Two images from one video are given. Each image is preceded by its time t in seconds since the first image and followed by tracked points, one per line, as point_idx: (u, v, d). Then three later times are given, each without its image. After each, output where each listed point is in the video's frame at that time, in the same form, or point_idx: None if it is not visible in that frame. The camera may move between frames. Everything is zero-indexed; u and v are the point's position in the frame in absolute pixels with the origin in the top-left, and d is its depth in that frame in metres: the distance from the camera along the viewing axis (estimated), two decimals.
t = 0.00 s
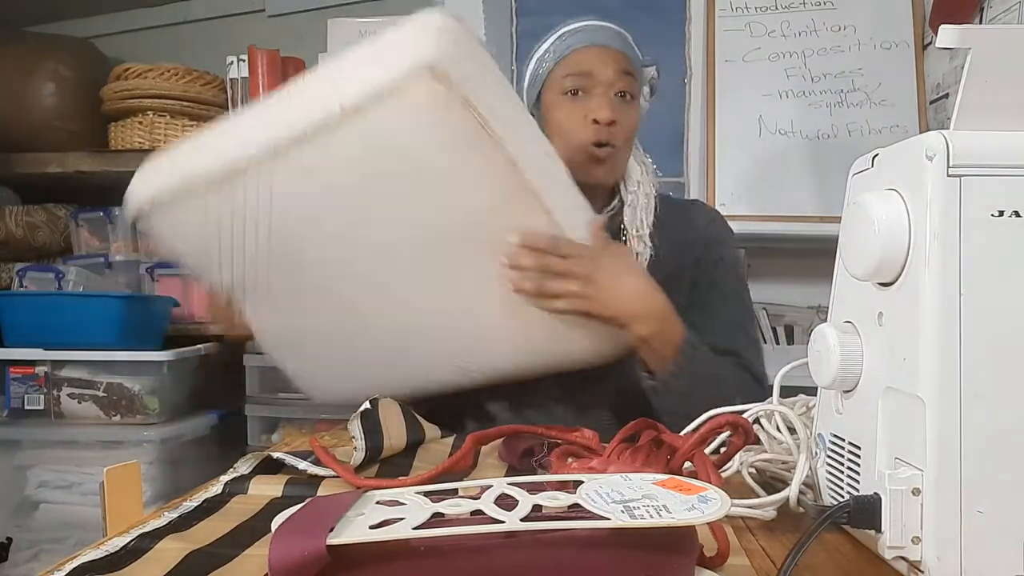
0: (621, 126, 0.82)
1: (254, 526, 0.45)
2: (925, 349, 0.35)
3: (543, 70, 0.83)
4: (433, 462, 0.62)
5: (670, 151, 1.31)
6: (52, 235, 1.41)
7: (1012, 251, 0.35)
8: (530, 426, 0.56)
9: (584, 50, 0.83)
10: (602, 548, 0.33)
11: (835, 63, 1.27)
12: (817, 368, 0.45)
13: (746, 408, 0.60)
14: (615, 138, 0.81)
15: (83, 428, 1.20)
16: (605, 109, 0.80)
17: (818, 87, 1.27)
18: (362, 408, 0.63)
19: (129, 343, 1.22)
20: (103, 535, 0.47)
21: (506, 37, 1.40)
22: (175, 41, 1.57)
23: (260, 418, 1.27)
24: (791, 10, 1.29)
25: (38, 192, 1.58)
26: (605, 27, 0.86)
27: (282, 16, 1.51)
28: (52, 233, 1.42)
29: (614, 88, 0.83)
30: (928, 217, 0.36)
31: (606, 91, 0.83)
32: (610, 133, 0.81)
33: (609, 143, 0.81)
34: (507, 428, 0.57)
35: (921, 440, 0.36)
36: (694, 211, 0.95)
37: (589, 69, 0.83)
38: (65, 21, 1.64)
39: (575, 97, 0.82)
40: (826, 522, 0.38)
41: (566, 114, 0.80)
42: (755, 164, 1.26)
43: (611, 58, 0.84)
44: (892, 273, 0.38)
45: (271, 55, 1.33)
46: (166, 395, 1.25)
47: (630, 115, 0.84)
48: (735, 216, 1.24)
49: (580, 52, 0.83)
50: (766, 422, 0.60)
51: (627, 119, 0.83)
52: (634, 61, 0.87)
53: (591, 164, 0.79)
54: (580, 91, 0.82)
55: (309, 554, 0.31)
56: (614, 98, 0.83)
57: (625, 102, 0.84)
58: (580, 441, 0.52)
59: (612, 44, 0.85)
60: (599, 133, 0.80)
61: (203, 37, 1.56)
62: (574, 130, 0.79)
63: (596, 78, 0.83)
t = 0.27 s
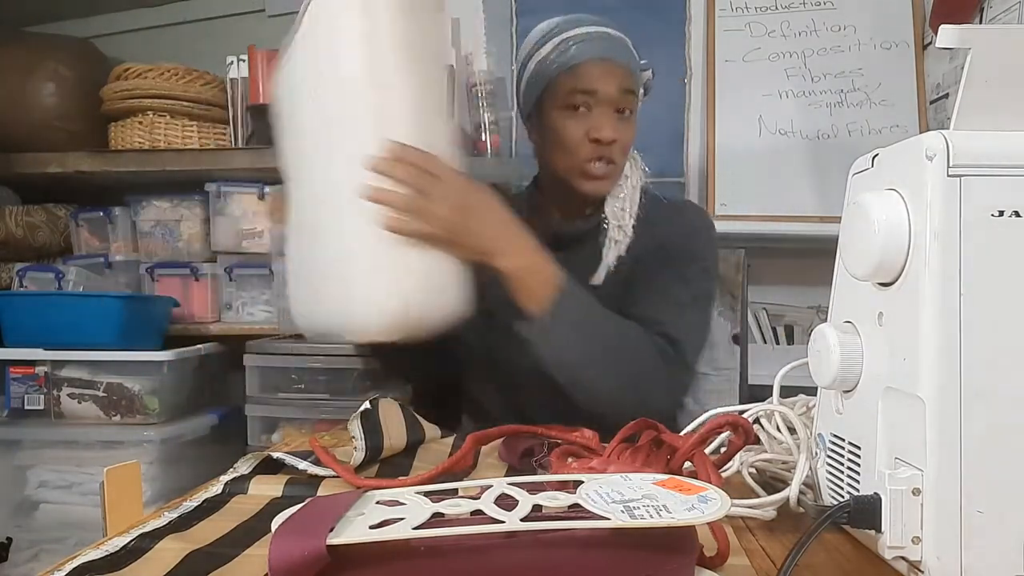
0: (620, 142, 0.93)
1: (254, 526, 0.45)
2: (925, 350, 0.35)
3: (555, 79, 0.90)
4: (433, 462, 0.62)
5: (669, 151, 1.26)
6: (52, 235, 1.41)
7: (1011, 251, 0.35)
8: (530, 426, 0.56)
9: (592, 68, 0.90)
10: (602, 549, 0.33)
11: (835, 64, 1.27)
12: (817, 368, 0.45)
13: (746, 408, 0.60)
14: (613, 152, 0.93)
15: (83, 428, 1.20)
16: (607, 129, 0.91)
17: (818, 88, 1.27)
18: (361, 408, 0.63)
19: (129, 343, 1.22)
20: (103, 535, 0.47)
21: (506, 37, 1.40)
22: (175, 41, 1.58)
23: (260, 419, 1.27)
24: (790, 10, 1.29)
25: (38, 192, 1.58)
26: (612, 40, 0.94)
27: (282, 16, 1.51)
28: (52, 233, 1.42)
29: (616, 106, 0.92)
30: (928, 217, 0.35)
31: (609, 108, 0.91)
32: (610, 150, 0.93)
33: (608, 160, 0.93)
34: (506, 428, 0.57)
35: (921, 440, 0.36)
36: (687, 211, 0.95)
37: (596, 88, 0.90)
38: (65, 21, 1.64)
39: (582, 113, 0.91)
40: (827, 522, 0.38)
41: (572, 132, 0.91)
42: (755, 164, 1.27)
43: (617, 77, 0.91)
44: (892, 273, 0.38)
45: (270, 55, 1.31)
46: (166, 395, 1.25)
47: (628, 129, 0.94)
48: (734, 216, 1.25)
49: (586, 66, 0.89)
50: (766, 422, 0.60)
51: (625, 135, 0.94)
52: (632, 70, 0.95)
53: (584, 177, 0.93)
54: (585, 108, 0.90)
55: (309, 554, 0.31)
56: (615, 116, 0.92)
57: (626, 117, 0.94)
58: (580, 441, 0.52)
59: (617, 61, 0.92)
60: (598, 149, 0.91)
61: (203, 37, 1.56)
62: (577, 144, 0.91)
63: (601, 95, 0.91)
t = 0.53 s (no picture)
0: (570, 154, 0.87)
1: (254, 526, 0.45)
2: (925, 350, 0.35)
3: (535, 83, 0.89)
4: (433, 462, 0.62)
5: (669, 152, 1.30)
6: (52, 235, 1.41)
7: (1012, 251, 0.35)
8: (530, 426, 0.56)
9: (558, 78, 0.85)
10: (603, 548, 0.33)
11: (835, 64, 1.27)
12: (817, 368, 0.45)
13: (746, 408, 0.60)
14: (566, 164, 0.87)
15: (83, 428, 1.20)
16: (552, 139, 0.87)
17: (818, 88, 1.27)
18: (361, 408, 0.63)
19: (129, 343, 1.22)
20: (103, 535, 0.47)
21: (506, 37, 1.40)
22: (174, 41, 1.58)
23: (259, 419, 1.26)
24: (791, 9, 1.29)
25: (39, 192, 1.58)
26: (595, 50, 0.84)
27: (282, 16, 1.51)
28: (52, 233, 1.42)
29: (573, 121, 0.85)
30: (928, 217, 0.36)
31: (567, 122, 0.86)
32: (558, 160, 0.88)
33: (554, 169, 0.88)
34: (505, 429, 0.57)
35: (921, 440, 0.36)
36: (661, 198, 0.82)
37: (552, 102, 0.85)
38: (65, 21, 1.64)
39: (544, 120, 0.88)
40: (826, 522, 0.38)
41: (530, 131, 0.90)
42: (754, 164, 1.27)
43: (579, 92, 0.84)
44: (892, 273, 0.38)
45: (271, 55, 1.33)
46: (166, 395, 1.25)
47: (596, 146, 0.86)
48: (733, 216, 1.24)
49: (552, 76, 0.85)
50: (766, 422, 0.60)
51: (586, 150, 0.86)
52: (615, 90, 0.84)
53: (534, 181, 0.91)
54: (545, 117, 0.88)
55: (309, 554, 0.32)
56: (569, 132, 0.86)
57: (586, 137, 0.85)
58: (580, 441, 0.52)
59: (583, 78, 0.83)
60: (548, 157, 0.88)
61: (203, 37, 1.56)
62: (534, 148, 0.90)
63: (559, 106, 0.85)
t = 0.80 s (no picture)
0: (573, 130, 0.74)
1: (254, 526, 0.45)
2: (925, 349, 0.35)
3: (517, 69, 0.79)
4: (433, 462, 0.62)
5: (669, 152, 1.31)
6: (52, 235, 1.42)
7: (1011, 251, 0.35)
8: (530, 426, 0.56)
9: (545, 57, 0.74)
10: (603, 548, 0.33)
11: (835, 63, 1.27)
12: (817, 368, 0.45)
13: (746, 408, 0.60)
14: (567, 144, 0.75)
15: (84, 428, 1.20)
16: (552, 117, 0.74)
17: (818, 88, 1.27)
18: (361, 408, 0.63)
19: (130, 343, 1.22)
20: (103, 535, 0.47)
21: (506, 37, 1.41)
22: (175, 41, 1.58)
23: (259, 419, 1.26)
24: (790, 10, 1.29)
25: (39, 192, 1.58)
26: (580, 26, 0.75)
27: (282, 16, 1.51)
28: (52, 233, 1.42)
29: (573, 95, 0.74)
30: (928, 217, 0.36)
31: (563, 99, 0.74)
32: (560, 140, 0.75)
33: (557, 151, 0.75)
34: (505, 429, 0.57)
35: (921, 440, 0.36)
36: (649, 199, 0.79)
37: (544, 76, 0.74)
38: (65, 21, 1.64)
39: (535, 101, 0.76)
40: (826, 522, 0.38)
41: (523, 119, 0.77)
42: (754, 164, 1.27)
43: (571, 64, 0.73)
44: (892, 273, 0.38)
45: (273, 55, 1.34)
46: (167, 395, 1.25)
47: (596, 121, 0.75)
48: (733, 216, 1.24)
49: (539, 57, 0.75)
50: (766, 422, 0.60)
51: (586, 126, 0.74)
52: (607, 62, 0.75)
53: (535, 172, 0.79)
54: (538, 96, 0.75)
55: (309, 554, 0.32)
56: (569, 106, 0.74)
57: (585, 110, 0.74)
58: (580, 441, 0.52)
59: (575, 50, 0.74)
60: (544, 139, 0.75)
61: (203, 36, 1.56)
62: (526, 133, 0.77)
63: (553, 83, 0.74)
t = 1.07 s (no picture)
0: (581, 112, 0.84)
1: (254, 526, 0.45)
2: (925, 349, 0.35)
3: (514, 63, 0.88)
4: (433, 462, 0.62)
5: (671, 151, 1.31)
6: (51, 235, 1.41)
7: (1011, 251, 0.35)
8: (530, 426, 0.55)
9: (544, 45, 0.84)
10: (603, 549, 0.33)
11: (835, 63, 1.27)
12: (817, 368, 0.45)
13: (746, 408, 0.60)
14: (575, 124, 0.85)
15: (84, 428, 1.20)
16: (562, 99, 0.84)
17: (818, 88, 1.27)
18: (361, 408, 0.63)
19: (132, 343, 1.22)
20: (103, 535, 0.47)
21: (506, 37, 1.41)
22: (174, 41, 1.58)
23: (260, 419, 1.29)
24: (791, 9, 1.30)
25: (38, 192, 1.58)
26: (571, 18, 0.85)
27: (282, 16, 1.51)
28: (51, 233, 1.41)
29: (575, 78, 0.84)
30: (927, 217, 0.35)
31: (566, 81, 0.84)
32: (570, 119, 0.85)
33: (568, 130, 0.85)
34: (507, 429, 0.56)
35: (921, 440, 0.36)
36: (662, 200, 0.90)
37: (548, 61, 0.84)
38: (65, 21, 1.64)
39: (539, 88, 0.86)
40: (826, 522, 0.38)
41: (530, 106, 0.86)
42: (752, 163, 1.27)
43: (570, 48, 0.84)
44: (892, 273, 0.38)
45: (272, 55, 1.33)
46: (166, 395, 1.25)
47: (598, 101, 0.86)
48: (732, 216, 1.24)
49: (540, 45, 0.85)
50: (766, 422, 0.60)
51: (590, 106, 0.85)
52: (602, 49, 0.86)
53: (544, 155, 0.87)
54: (542, 81, 0.85)
55: (309, 554, 0.32)
56: (573, 89, 0.84)
57: (587, 91, 0.85)
58: (580, 441, 0.52)
59: (573, 36, 0.84)
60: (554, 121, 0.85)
61: (203, 36, 1.56)
62: (533, 118, 0.86)
63: (556, 68, 0.84)
